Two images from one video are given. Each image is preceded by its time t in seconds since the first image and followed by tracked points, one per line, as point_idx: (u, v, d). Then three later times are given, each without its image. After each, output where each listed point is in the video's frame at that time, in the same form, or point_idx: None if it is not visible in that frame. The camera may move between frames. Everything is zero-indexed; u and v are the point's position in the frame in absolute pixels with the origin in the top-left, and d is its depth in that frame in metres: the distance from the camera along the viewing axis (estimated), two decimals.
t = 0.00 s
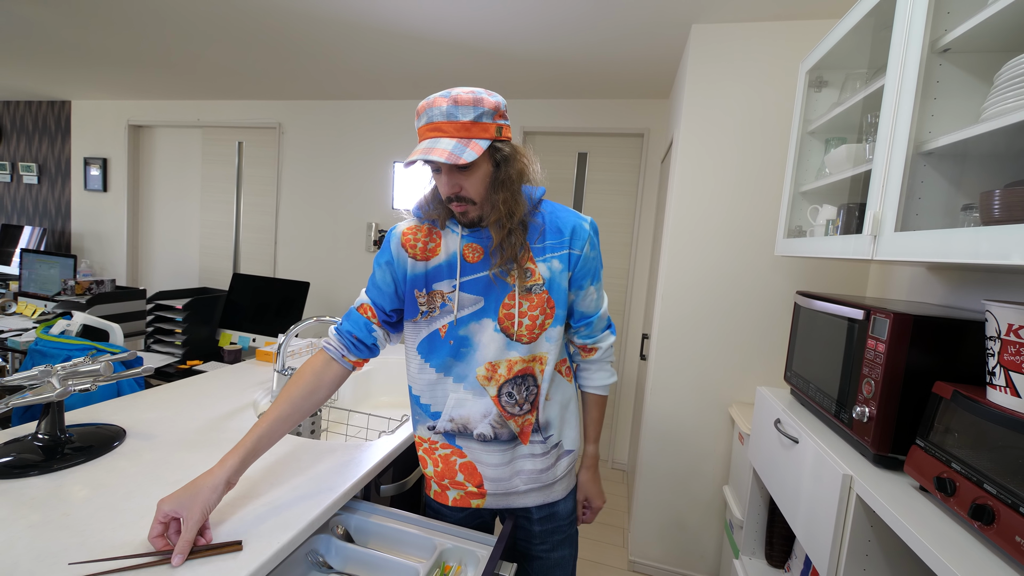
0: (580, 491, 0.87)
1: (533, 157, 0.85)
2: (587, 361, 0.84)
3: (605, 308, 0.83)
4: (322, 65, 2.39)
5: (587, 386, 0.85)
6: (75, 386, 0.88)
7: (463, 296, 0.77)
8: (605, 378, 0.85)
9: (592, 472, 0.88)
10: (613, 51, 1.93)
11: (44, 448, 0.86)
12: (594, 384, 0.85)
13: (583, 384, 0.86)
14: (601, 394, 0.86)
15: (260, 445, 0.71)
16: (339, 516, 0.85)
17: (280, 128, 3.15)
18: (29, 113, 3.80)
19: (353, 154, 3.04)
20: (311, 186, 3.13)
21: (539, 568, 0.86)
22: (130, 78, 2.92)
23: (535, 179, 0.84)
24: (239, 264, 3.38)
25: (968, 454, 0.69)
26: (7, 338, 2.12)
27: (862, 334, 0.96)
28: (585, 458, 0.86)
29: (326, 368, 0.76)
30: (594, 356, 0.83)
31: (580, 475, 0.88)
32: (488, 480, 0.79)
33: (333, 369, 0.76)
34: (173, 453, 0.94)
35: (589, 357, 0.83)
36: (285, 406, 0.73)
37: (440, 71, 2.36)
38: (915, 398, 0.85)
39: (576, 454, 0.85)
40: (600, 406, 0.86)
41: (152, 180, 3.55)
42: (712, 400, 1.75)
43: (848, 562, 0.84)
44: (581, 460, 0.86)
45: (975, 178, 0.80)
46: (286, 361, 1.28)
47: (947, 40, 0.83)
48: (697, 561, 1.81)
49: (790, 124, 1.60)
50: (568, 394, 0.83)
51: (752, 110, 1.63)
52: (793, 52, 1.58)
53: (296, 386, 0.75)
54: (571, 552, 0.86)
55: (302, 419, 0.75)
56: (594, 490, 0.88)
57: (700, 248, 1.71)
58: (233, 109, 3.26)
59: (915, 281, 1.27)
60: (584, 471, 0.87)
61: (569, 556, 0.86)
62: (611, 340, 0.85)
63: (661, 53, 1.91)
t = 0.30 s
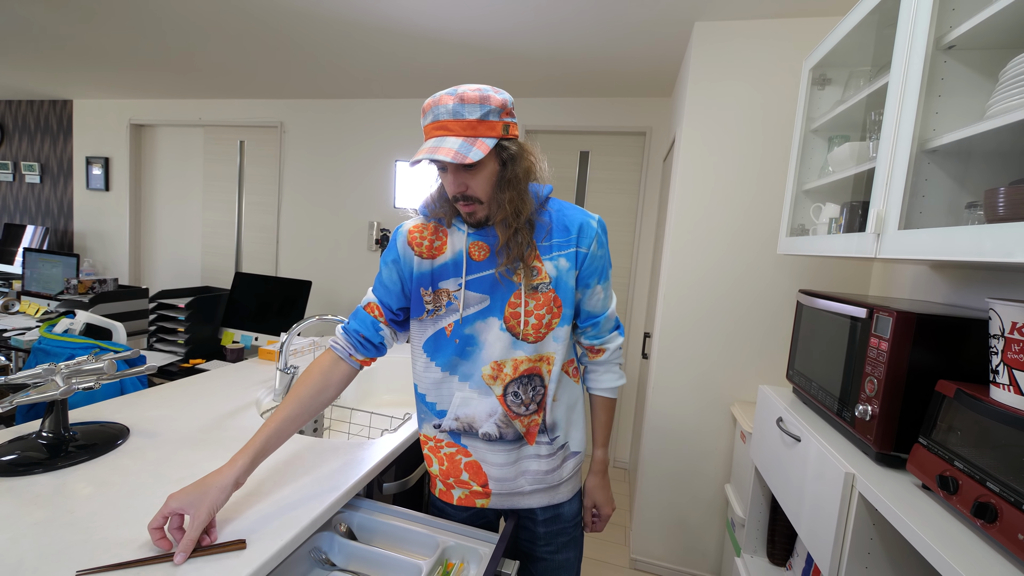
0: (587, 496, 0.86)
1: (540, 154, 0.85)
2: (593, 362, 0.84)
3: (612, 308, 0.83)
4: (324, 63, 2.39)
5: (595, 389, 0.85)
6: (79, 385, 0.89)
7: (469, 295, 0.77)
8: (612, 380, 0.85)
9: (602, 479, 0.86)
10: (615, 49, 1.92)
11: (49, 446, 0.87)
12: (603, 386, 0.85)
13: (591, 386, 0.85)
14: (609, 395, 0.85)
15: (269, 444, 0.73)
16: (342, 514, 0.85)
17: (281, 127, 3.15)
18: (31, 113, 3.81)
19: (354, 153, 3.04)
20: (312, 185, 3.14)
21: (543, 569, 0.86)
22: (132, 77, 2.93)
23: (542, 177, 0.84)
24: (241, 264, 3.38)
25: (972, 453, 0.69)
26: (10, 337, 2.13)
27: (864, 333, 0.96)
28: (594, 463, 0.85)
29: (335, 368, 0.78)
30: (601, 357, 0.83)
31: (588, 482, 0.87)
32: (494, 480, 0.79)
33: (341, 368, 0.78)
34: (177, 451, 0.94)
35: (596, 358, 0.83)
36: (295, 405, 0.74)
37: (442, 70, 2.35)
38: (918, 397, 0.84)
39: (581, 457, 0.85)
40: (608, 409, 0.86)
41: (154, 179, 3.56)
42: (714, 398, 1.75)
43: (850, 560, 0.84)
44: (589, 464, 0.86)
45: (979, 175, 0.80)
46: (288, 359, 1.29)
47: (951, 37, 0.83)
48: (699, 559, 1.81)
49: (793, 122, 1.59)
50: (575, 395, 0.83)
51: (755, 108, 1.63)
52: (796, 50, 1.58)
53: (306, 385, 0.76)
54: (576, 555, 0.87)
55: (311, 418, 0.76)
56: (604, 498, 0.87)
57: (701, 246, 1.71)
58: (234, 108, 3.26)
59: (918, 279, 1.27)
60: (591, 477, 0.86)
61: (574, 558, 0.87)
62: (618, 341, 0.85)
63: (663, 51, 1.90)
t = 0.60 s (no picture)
0: (589, 501, 0.85)
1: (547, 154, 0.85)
2: (600, 365, 0.83)
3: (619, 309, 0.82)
4: (325, 63, 2.39)
5: (600, 391, 0.85)
6: (81, 384, 0.89)
7: (473, 295, 0.77)
8: (618, 383, 0.84)
9: (604, 482, 0.86)
10: (615, 49, 1.92)
11: (51, 445, 0.87)
12: (608, 389, 0.84)
13: (596, 388, 0.85)
14: (614, 398, 0.85)
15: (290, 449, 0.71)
16: (343, 513, 0.85)
17: (283, 127, 3.16)
18: (34, 112, 3.82)
19: (355, 152, 3.04)
20: (313, 185, 3.14)
21: (548, 572, 0.86)
22: (134, 77, 2.94)
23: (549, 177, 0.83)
24: (243, 263, 3.39)
25: (973, 454, 0.69)
26: (13, 336, 2.14)
27: (866, 334, 0.95)
28: (597, 467, 0.85)
29: (348, 372, 0.76)
30: (608, 360, 0.83)
31: (590, 486, 0.86)
32: (498, 482, 0.79)
33: (354, 372, 0.77)
34: (178, 450, 0.95)
35: (602, 361, 0.82)
36: (317, 406, 0.73)
37: (443, 69, 2.36)
38: (920, 397, 0.84)
39: (588, 460, 0.85)
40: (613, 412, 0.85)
41: (156, 179, 3.57)
42: (715, 399, 1.74)
43: (851, 562, 0.84)
44: (593, 468, 0.85)
45: (981, 175, 0.80)
46: (289, 358, 1.29)
47: (954, 37, 0.82)
48: (701, 560, 1.81)
49: (794, 122, 1.59)
50: (580, 398, 0.83)
51: (756, 108, 1.63)
52: (797, 50, 1.58)
53: (326, 386, 0.75)
54: (581, 560, 0.86)
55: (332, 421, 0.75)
56: (607, 503, 0.86)
57: (702, 247, 1.71)
58: (236, 108, 3.27)
59: (920, 279, 1.27)
60: (594, 481, 0.85)
61: (579, 563, 0.86)
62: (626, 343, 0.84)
63: (663, 51, 1.90)
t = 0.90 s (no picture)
0: (595, 501, 0.88)
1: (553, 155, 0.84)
2: (605, 365, 0.84)
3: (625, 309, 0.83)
4: (326, 62, 2.39)
5: (604, 391, 0.86)
6: (83, 382, 0.89)
7: (481, 304, 0.76)
8: (624, 383, 0.85)
9: (609, 483, 0.88)
10: (617, 48, 1.92)
11: (52, 444, 0.88)
12: (614, 390, 0.85)
13: (601, 388, 0.86)
14: (619, 398, 0.86)
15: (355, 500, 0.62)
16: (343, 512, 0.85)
17: (284, 126, 3.16)
18: (36, 111, 3.83)
19: (356, 152, 3.04)
20: (315, 184, 3.15)
21: (551, 571, 0.86)
22: (135, 77, 2.94)
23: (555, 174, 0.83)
24: (244, 262, 3.39)
25: (976, 454, 0.69)
26: (15, 335, 2.15)
27: (868, 333, 0.95)
28: (602, 467, 0.87)
29: (370, 406, 0.66)
30: (613, 360, 0.84)
31: (596, 486, 0.89)
32: (506, 486, 0.79)
33: (376, 405, 0.67)
34: (179, 449, 0.95)
35: (607, 361, 0.83)
36: (355, 454, 0.63)
37: (444, 68, 2.35)
38: (922, 396, 0.84)
39: (593, 459, 0.87)
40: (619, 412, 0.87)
41: (157, 178, 3.57)
42: (717, 398, 1.74)
43: (852, 562, 0.84)
44: (598, 468, 0.88)
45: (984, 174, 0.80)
46: (290, 358, 1.29)
47: (957, 34, 0.82)
48: (701, 559, 1.81)
49: (795, 121, 1.58)
50: (586, 397, 0.85)
51: (758, 107, 1.62)
52: (798, 49, 1.57)
53: (350, 431, 0.64)
54: (585, 558, 0.87)
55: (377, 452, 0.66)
56: (611, 504, 0.88)
57: (703, 246, 1.70)
58: (237, 107, 3.27)
59: (922, 278, 1.26)
60: (600, 481, 0.88)
61: (583, 562, 0.87)
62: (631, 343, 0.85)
63: (664, 50, 1.90)
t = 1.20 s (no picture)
0: (603, 490, 0.91)
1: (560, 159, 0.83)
2: (608, 356, 0.89)
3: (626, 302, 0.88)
4: (327, 62, 2.39)
5: (609, 380, 0.90)
6: (84, 382, 0.89)
7: (499, 320, 0.75)
8: (626, 372, 0.91)
9: (614, 471, 0.92)
10: (618, 48, 1.92)
11: (54, 443, 0.88)
12: (615, 379, 0.90)
13: (604, 378, 0.91)
14: (622, 386, 0.91)
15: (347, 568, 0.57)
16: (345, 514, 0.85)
17: (285, 126, 3.16)
18: (36, 111, 3.83)
19: (357, 152, 3.04)
20: (315, 184, 3.15)
21: (563, 567, 0.87)
22: (137, 77, 2.94)
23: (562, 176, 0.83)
24: (245, 263, 3.40)
25: (976, 453, 0.69)
26: (16, 335, 2.15)
27: (869, 333, 0.95)
28: (608, 455, 0.92)
29: (369, 459, 0.62)
30: (617, 352, 0.89)
31: (602, 476, 0.92)
32: (525, 492, 0.80)
33: (377, 455, 0.62)
34: (180, 448, 0.95)
35: (611, 352, 0.89)
36: (344, 529, 0.58)
37: (444, 68, 2.35)
38: (922, 397, 0.84)
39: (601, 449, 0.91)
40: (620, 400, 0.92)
41: (158, 178, 3.57)
42: (717, 398, 1.74)
43: (853, 562, 0.84)
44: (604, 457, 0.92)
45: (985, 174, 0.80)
46: (292, 358, 1.29)
47: (958, 35, 0.82)
48: (702, 559, 1.81)
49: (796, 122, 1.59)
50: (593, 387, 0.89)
51: (759, 108, 1.62)
52: (800, 49, 1.57)
53: (340, 500, 0.59)
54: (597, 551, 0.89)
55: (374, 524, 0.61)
56: (619, 491, 0.92)
57: (704, 246, 1.70)
58: (237, 107, 3.27)
59: (923, 279, 1.26)
60: (606, 470, 0.92)
61: (594, 554, 0.88)
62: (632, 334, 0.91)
63: (665, 50, 1.90)
